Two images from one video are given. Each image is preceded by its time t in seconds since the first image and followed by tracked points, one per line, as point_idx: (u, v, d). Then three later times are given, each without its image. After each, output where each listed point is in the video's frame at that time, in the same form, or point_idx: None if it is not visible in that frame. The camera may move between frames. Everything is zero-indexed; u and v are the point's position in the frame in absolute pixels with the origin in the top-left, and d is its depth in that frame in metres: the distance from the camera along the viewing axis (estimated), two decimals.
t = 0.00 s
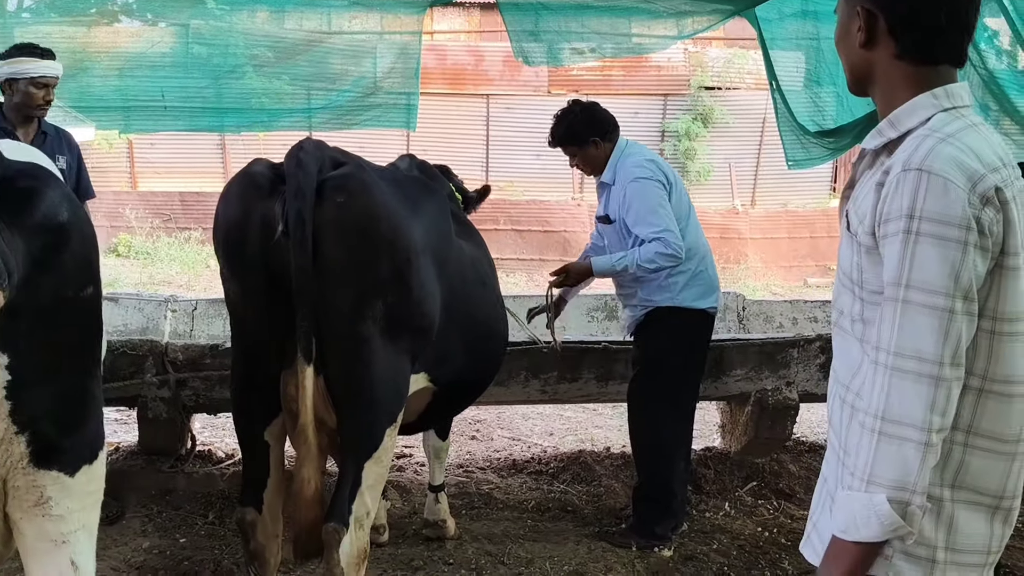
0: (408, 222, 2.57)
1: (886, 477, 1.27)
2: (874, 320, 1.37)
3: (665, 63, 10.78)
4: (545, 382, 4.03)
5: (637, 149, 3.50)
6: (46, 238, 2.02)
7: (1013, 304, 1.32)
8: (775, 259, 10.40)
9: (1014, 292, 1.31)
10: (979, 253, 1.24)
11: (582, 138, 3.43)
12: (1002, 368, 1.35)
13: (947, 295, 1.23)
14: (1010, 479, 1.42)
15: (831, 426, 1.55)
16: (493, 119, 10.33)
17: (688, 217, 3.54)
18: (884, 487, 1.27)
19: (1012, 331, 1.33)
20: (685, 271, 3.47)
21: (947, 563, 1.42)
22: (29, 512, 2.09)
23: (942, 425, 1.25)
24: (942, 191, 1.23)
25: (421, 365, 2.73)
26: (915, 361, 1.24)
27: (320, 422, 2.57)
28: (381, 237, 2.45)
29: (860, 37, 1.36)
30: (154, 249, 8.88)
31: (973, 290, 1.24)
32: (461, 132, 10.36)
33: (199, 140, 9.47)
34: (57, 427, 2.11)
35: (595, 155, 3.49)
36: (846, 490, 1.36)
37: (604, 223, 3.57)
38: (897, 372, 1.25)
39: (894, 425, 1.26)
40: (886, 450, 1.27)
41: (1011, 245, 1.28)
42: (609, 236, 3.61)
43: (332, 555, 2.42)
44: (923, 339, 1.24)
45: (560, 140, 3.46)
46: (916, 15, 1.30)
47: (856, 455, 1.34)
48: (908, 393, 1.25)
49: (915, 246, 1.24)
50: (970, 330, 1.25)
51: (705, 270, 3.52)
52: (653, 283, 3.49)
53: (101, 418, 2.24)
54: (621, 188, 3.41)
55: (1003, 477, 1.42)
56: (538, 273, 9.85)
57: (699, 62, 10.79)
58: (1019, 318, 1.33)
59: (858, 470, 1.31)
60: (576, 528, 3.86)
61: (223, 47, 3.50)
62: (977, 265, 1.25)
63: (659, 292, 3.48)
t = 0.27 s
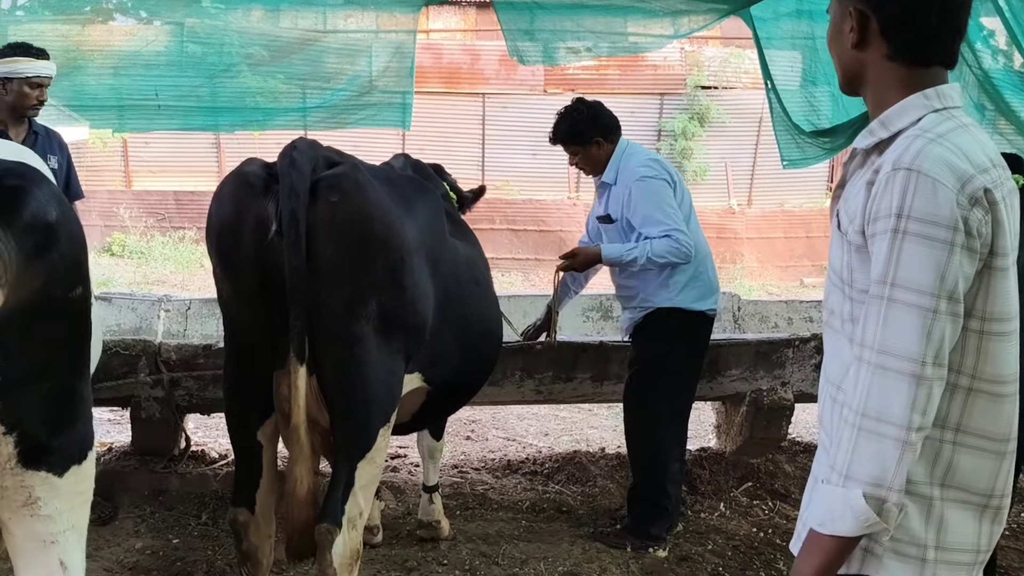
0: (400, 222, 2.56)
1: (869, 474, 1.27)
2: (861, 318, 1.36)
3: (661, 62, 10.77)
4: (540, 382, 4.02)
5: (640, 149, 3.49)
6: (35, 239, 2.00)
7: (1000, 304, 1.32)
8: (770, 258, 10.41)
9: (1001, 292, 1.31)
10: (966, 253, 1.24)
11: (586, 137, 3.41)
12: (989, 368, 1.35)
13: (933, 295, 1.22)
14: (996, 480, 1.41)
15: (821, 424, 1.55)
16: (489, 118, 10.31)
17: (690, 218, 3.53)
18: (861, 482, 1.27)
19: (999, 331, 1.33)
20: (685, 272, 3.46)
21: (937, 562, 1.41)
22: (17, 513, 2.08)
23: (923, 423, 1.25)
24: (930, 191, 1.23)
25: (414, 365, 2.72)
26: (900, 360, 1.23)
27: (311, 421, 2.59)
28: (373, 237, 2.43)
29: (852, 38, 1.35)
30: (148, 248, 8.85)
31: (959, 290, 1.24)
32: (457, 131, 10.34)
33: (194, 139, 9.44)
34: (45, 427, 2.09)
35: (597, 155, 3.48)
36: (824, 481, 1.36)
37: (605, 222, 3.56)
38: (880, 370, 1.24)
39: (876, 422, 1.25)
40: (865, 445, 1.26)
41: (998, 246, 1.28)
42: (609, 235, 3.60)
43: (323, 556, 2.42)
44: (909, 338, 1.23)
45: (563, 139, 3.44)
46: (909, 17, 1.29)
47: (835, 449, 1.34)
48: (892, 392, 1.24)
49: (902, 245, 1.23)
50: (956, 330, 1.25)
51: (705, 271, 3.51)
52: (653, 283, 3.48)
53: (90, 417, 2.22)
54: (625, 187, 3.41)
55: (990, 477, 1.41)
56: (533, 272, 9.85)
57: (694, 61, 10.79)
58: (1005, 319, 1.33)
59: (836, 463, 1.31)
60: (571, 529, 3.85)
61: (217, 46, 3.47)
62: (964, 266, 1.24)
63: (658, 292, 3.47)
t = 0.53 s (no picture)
0: (398, 219, 2.56)
1: (868, 471, 1.26)
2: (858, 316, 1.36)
3: (662, 61, 10.76)
4: (539, 380, 4.02)
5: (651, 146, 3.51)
6: (35, 234, 2.00)
7: (996, 300, 1.32)
8: (770, 257, 10.41)
9: (996, 289, 1.31)
10: (962, 250, 1.24)
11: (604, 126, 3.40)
12: (985, 364, 1.35)
13: (929, 291, 1.22)
14: (991, 476, 1.42)
15: (818, 422, 1.55)
16: (489, 117, 10.31)
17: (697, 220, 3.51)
18: (862, 481, 1.27)
19: (995, 328, 1.33)
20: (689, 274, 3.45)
21: (932, 558, 1.41)
22: (17, 508, 2.07)
23: (921, 420, 1.25)
24: (925, 188, 1.22)
25: (413, 362, 2.72)
26: (896, 357, 1.23)
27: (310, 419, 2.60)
28: (370, 235, 2.43)
29: (847, 35, 1.35)
30: (147, 246, 8.85)
31: (955, 287, 1.23)
32: (457, 129, 10.34)
33: (194, 136, 9.45)
34: (45, 423, 2.09)
35: (612, 146, 3.46)
36: (824, 481, 1.35)
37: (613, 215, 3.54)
38: (877, 367, 1.24)
39: (876, 420, 1.25)
40: (866, 444, 1.26)
41: (994, 242, 1.28)
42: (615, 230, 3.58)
43: (321, 552, 2.42)
44: (905, 334, 1.23)
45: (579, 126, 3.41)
46: (904, 16, 1.29)
47: (836, 448, 1.33)
48: (889, 389, 1.24)
49: (898, 242, 1.23)
50: (951, 328, 1.25)
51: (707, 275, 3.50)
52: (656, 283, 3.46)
53: (90, 413, 2.23)
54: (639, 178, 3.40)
55: (986, 473, 1.41)
56: (533, 271, 9.85)
57: (695, 60, 10.80)
58: (1001, 315, 1.33)
59: (837, 463, 1.30)
60: (570, 527, 3.85)
61: (217, 43, 3.48)
62: (959, 262, 1.24)
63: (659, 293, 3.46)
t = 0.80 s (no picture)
0: (403, 216, 2.58)
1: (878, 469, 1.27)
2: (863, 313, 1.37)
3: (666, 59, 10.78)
4: (543, 377, 4.03)
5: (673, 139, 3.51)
6: (40, 230, 2.02)
7: (998, 296, 1.33)
8: (773, 255, 10.42)
9: (998, 285, 1.32)
10: (966, 246, 1.25)
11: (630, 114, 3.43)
12: (987, 360, 1.36)
13: (935, 287, 1.23)
14: (993, 471, 1.43)
15: (820, 420, 1.56)
16: (493, 115, 10.32)
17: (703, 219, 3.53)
18: (877, 480, 1.27)
19: (997, 323, 1.34)
20: (689, 273, 3.47)
21: (933, 553, 1.42)
22: (24, 501, 2.09)
23: (933, 416, 1.26)
24: (928, 185, 1.23)
25: (417, 358, 2.74)
26: (902, 353, 1.24)
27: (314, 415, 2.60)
28: (376, 232, 2.45)
29: (847, 33, 1.36)
30: (152, 244, 8.88)
31: (960, 283, 1.25)
32: (460, 127, 10.36)
33: (199, 135, 9.47)
34: (52, 417, 2.11)
35: (636, 136, 3.49)
36: (838, 483, 1.35)
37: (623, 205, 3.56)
38: (884, 364, 1.25)
39: (886, 416, 1.26)
40: (878, 443, 1.26)
41: (996, 238, 1.29)
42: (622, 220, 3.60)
43: (327, 547, 2.44)
44: (911, 331, 1.24)
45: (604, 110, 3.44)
46: (904, 14, 1.30)
47: (847, 447, 1.34)
48: (896, 386, 1.25)
49: (903, 239, 1.24)
50: (956, 324, 1.26)
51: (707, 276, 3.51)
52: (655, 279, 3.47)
53: (96, 408, 2.24)
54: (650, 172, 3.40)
55: (988, 468, 1.42)
56: (536, 269, 9.87)
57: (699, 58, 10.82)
58: (1002, 311, 1.34)
59: (850, 463, 1.31)
60: (573, 523, 3.87)
61: (222, 42, 3.50)
62: (963, 259, 1.25)
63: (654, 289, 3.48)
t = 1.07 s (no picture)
0: (409, 215, 2.59)
1: (882, 470, 1.28)
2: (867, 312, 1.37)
3: (670, 58, 10.79)
4: (547, 375, 4.04)
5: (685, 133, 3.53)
6: (50, 227, 2.04)
7: (1003, 296, 1.33)
8: (778, 254, 10.42)
9: (1003, 285, 1.33)
10: (972, 246, 1.25)
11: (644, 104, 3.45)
12: (993, 359, 1.36)
13: (941, 288, 1.24)
14: (997, 470, 1.43)
15: (824, 417, 1.57)
16: (497, 114, 10.33)
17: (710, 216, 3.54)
18: (878, 478, 1.28)
19: (1002, 323, 1.34)
20: (694, 267, 3.48)
21: (937, 552, 1.43)
22: (32, 496, 2.11)
23: (936, 416, 1.26)
24: (934, 186, 1.24)
25: (422, 356, 2.75)
26: (907, 354, 1.25)
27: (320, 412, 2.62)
28: (383, 231, 2.46)
29: (851, 32, 1.37)
30: (157, 243, 8.91)
31: (965, 283, 1.25)
32: (464, 126, 10.37)
33: (204, 134, 9.49)
34: (61, 413, 2.13)
35: (649, 127, 3.51)
36: (840, 482, 1.36)
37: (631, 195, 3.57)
38: (889, 365, 1.26)
39: (890, 416, 1.27)
40: (882, 443, 1.27)
41: (1003, 237, 1.30)
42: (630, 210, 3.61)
43: (332, 543, 2.44)
44: (916, 331, 1.25)
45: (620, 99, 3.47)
46: (907, 14, 1.31)
47: (850, 446, 1.35)
48: (900, 386, 1.26)
49: (908, 240, 1.25)
50: (961, 324, 1.27)
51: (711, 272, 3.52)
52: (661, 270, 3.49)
53: (105, 404, 2.25)
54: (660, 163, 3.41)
55: (992, 467, 1.43)
56: (540, 268, 9.89)
57: (704, 58, 10.85)
58: (1007, 310, 1.34)
59: (852, 461, 1.32)
60: (577, 521, 3.88)
61: (227, 41, 3.52)
62: (969, 259, 1.26)
63: (658, 281, 3.50)
